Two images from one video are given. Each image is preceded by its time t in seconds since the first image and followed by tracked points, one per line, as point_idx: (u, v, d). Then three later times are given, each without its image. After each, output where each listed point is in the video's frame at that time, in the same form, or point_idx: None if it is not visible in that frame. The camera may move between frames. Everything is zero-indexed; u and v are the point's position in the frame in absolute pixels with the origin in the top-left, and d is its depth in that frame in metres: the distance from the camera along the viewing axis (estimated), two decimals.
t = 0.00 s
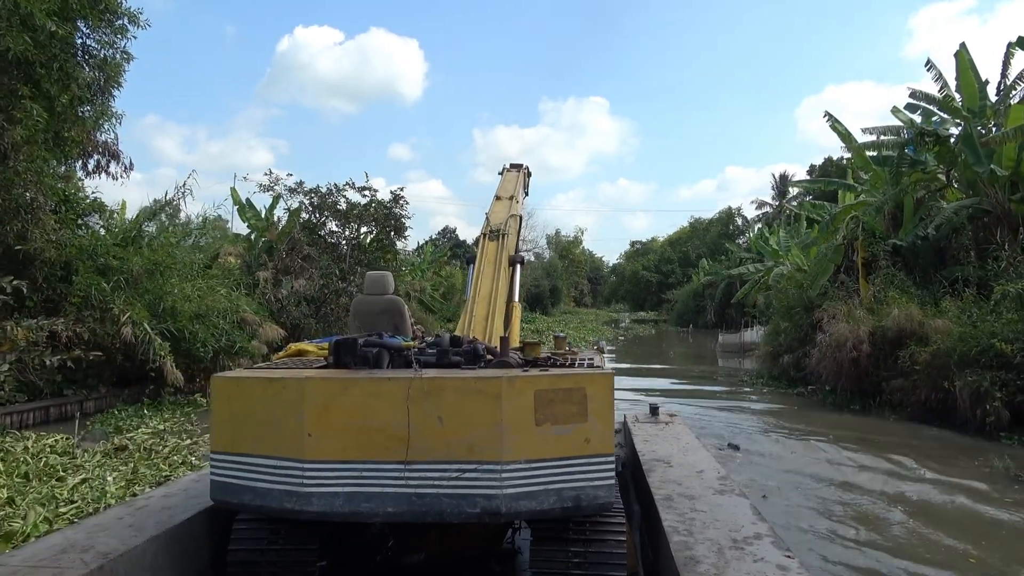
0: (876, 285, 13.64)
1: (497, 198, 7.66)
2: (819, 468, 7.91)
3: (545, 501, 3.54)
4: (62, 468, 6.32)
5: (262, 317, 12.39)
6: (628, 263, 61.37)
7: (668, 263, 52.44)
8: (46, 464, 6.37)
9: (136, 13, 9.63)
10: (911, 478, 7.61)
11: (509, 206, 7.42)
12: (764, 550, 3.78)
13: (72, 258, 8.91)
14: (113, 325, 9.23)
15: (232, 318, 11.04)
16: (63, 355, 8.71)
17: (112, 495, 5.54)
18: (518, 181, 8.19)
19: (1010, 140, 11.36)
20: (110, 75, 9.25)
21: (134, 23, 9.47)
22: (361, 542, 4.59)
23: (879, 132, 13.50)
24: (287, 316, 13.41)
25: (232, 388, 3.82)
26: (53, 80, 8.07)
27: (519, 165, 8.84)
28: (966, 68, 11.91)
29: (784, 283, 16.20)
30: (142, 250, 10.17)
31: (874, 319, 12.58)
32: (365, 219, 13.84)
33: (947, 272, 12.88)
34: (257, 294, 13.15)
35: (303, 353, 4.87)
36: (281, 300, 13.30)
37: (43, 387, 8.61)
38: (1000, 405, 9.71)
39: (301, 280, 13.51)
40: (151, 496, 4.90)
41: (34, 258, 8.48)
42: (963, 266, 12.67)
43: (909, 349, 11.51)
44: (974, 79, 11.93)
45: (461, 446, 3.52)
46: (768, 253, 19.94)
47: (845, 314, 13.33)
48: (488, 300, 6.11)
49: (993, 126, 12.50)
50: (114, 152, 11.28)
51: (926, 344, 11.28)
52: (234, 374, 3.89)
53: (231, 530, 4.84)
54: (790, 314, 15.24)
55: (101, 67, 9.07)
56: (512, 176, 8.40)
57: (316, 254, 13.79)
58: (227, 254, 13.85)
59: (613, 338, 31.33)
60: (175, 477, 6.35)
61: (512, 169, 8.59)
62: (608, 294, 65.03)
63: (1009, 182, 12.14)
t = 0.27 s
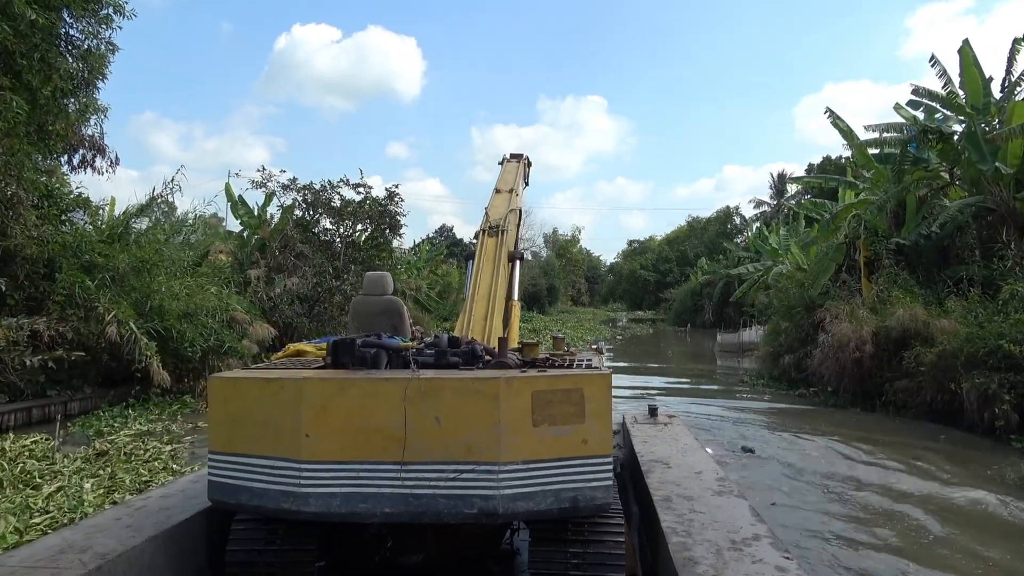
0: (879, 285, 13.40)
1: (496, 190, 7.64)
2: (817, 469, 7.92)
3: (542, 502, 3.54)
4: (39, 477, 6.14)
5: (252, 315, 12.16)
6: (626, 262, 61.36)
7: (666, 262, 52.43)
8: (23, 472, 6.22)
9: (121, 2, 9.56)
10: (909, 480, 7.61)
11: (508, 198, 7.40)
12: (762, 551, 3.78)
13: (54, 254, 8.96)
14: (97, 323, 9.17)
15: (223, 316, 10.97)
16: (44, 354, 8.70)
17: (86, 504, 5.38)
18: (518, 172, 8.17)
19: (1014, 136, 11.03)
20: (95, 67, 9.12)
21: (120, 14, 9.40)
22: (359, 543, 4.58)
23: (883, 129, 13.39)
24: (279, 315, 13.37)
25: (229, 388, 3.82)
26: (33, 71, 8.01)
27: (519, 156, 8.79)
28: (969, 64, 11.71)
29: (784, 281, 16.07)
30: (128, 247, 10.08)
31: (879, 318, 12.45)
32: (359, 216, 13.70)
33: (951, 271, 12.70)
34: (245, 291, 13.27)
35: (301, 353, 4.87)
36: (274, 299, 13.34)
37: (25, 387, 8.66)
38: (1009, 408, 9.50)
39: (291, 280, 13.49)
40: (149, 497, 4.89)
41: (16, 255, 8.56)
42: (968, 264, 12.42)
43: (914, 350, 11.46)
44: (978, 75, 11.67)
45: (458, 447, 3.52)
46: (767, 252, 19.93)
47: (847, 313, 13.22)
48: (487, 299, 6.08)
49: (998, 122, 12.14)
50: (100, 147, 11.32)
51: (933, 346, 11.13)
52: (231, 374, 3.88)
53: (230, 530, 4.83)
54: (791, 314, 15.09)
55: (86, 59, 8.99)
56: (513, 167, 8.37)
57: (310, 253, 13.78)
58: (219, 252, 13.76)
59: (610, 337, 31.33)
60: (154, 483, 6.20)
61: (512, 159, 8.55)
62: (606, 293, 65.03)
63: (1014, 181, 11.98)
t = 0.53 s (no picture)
0: (882, 284, 13.40)
1: (495, 180, 7.62)
2: (814, 469, 7.93)
3: (539, 502, 3.54)
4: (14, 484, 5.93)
5: (242, 314, 12.01)
6: (623, 261, 61.41)
7: (664, 261, 52.48)
8: None
9: None
10: (906, 480, 7.63)
11: (508, 188, 7.40)
12: (760, 551, 3.79)
13: (37, 251, 8.81)
14: (82, 322, 9.02)
15: (213, 316, 10.88)
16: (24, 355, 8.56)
17: (62, 511, 5.22)
18: (516, 159, 8.09)
19: (1020, 133, 10.90)
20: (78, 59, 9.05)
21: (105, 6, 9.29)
22: (357, 543, 4.58)
23: (885, 125, 13.24)
24: (271, 314, 13.10)
25: (227, 388, 3.81)
26: (13, 62, 7.97)
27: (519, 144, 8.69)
28: (972, 58, 11.33)
29: (784, 280, 16.04)
30: (114, 245, 9.93)
31: (883, 319, 12.45)
32: (353, 213, 13.72)
33: (954, 269, 12.64)
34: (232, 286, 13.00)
35: (299, 353, 4.86)
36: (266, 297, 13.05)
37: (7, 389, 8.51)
38: (1016, 411, 9.54)
39: (283, 278, 13.29)
40: (146, 497, 4.88)
41: None
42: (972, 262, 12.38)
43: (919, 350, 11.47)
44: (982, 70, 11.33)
45: (455, 447, 3.52)
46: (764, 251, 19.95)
47: (850, 312, 13.19)
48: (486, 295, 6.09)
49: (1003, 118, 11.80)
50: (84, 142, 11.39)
51: (938, 346, 11.15)
52: (229, 373, 3.88)
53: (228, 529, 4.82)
54: (790, 314, 15.13)
55: (68, 51, 8.90)
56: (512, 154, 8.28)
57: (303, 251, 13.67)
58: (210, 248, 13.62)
59: (607, 335, 31.35)
60: (135, 491, 6.01)
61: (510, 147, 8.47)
62: (603, 292, 65.07)
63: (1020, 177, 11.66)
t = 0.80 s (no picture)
0: (884, 280, 13.08)
1: (494, 167, 7.60)
2: (812, 466, 7.94)
3: (537, 499, 3.54)
4: None
5: (234, 313, 11.88)
6: (621, 258, 61.43)
7: (661, 258, 52.50)
8: None
9: None
10: (903, 477, 7.64)
11: (507, 175, 7.38)
12: (759, 548, 3.79)
13: (20, 249, 8.56)
14: (67, 320, 8.89)
15: (203, 315, 10.77)
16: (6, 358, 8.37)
17: (36, 521, 5.11)
18: (515, 144, 8.06)
19: None
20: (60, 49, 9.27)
21: None
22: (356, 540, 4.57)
23: (887, 120, 13.17)
24: (264, 312, 13.12)
25: (224, 385, 3.80)
26: None
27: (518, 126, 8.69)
28: (975, 53, 11.27)
29: (784, 278, 15.70)
30: (103, 243, 9.70)
31: (887, 317, 12.22)
32: (347, 211, 13.65)
33: (959, 265, 12.41)
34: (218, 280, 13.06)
35: (298, 350, 4.85)
36: (258, 295, 13.03)
37: None
38: None
39: (275, 276, 13.21)
40: (145, 494, 4.87)
41: None
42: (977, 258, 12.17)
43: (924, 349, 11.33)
44: (985, 64, 11.36)
45: (453, 444, 3.52)
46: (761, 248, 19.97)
47: (853, 309, 12.94)
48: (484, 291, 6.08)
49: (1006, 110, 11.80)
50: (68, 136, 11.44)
51: (945, 344, 11.00)
52: (227, 370, 3.87)
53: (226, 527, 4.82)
54: (792, 311, 14.84)
55: (50, 41, 9.14)
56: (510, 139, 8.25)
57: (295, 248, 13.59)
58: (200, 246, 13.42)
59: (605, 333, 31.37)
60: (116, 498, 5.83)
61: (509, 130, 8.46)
62: (601, 290, 65.07)
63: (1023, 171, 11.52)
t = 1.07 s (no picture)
0: (886, 279, 12.69)
1: (494, 155, 7.58)
2: (809, 464, 7.95)
3: (532, 497, 3.54)
4: None
5: (226, 312, 11.67)
6: (618, 257, 61.42)
7: (659, 257, 52.51)
8: None
9: None
10: (900, 476, 7.64)
11: (507, 162, 7.36)
12: (756, 546, 3.80)
13: None
14: (50, 318, 8.79)
15: (195, 313, 10.63)
16: None
17: (10, 531, 4.92)
18: (515, 129, 8.04)
19: None
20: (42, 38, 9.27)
21: None
22: (354, 538, 4.57)
23: (890, 116, 13.02)
24: (257, 311, 13.17)
25: (220, 382, 3.79)
26: None
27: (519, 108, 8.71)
28: (979, 47, 10.89)
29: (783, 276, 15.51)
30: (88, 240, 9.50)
31: (890, 316, 11.75)
32: (341, 208, 13.53)
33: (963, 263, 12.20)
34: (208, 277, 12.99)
35: (296, 347, 4.85)
36: (251, 295, 13.12)
37: None
38: None
39: (268, 275, 13.25)
40: (142, 490, 4.87)
41: None
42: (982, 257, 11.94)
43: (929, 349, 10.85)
44: (990, 59, 10.95)
45: (448, 442, 3.52)
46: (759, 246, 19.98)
47: (856, 308, 12.46)
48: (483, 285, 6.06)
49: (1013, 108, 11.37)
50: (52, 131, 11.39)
51: (950, 345, 10.56)
52: (223, 367, 3.86)
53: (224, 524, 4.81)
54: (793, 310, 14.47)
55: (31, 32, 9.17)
56: (509, 124, 8.22)
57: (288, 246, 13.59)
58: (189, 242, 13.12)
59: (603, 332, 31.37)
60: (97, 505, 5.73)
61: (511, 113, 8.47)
62: (598, 289, 65.11)
63: None
